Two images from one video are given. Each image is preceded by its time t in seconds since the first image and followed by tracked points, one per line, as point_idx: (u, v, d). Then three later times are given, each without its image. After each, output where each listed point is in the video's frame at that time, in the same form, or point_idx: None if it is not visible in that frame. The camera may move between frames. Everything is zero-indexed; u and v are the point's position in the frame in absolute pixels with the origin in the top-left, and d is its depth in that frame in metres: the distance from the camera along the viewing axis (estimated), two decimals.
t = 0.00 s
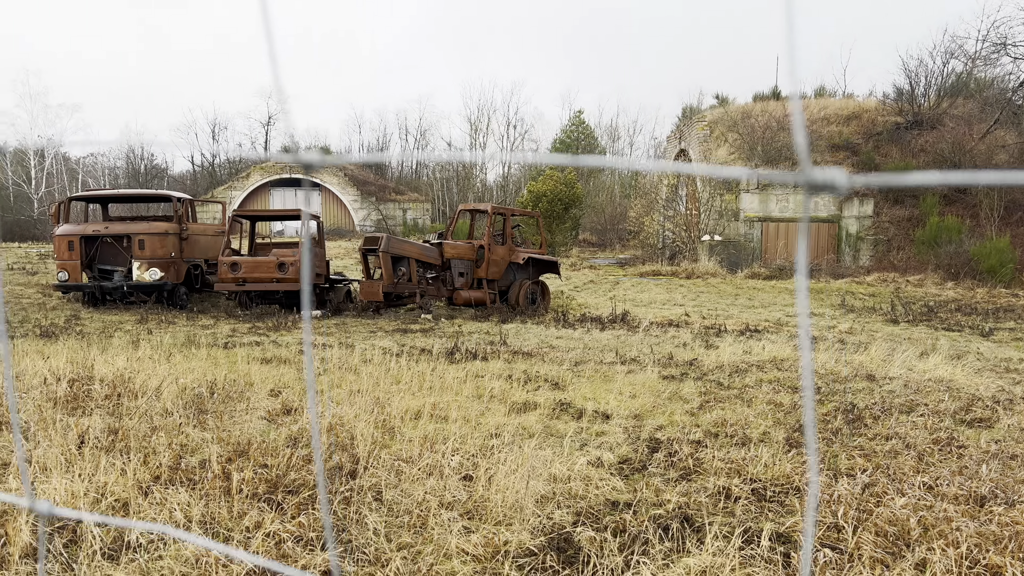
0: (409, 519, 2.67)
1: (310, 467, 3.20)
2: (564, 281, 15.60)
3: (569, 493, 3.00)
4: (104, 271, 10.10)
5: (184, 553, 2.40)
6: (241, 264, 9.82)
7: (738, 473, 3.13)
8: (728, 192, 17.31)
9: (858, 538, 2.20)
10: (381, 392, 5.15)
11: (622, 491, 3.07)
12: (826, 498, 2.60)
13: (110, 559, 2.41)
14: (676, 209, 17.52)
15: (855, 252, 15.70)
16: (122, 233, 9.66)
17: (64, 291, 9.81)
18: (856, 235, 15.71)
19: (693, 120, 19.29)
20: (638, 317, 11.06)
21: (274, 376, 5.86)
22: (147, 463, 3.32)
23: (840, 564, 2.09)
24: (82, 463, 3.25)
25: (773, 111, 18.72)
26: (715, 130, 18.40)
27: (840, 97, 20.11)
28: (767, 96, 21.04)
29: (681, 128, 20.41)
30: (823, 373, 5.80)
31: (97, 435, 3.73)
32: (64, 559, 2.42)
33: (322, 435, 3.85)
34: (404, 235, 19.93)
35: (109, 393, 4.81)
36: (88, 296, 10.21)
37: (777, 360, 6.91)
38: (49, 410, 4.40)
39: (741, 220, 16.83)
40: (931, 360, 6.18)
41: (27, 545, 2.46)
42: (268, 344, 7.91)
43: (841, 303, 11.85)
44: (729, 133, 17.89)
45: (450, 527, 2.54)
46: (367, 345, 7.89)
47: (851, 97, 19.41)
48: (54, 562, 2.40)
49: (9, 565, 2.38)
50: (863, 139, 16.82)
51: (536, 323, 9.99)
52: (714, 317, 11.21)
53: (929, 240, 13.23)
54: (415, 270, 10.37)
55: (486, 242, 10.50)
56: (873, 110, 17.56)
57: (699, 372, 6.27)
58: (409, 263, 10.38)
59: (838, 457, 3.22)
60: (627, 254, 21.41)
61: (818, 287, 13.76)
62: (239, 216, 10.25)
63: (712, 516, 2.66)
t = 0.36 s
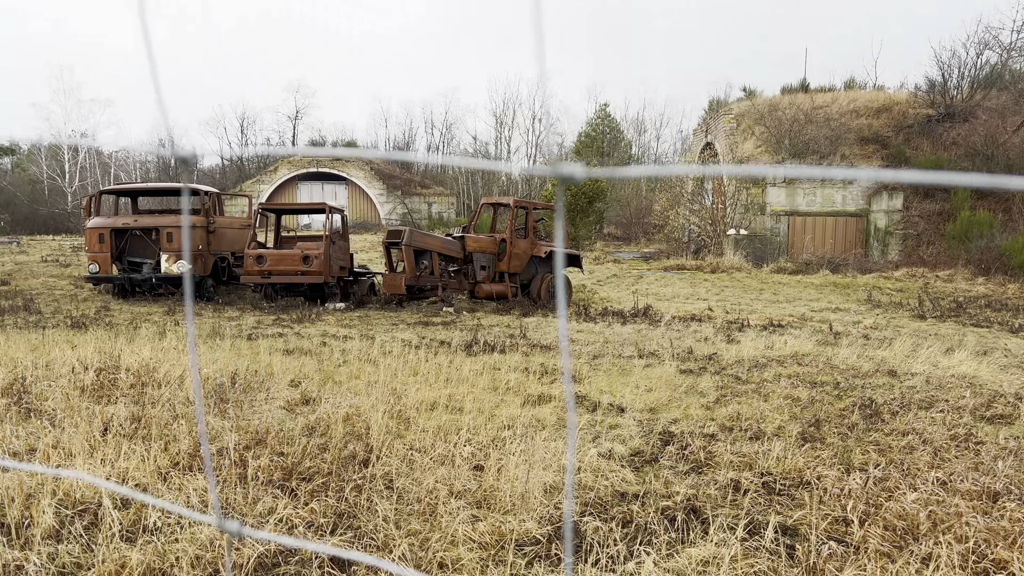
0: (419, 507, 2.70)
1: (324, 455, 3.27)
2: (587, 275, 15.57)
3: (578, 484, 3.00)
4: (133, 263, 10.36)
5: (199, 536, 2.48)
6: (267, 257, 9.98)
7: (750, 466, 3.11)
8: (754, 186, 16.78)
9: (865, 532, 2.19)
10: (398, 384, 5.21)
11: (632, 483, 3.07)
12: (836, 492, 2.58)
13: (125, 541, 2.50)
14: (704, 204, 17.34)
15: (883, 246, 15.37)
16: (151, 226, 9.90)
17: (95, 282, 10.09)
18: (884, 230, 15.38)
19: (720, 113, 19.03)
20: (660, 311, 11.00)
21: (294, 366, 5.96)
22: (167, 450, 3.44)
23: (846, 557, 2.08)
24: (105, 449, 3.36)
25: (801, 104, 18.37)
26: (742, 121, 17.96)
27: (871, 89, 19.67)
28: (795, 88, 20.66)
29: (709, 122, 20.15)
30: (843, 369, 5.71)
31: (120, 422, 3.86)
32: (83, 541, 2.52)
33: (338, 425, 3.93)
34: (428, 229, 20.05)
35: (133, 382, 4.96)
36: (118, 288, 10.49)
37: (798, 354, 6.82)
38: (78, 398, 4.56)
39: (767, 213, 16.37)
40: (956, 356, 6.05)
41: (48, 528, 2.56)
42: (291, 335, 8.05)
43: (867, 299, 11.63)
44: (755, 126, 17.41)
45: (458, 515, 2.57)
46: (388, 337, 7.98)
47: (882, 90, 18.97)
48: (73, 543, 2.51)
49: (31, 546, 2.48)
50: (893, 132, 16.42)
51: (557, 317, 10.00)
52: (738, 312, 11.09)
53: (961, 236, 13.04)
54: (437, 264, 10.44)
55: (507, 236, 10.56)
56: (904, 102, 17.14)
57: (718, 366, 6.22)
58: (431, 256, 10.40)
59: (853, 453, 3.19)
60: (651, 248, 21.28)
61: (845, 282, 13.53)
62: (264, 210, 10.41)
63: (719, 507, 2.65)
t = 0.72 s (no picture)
0: (437, 505, 2.72)
1: (350, 453, 3.34)
2: (629, 279, 15.43)
3: (602, 486, 2.94)
4: (183, 266, 10.78)
5: (223, 528, 2.58)
6: (311, 260, 10.26)
7: (779, 471, 3.02)
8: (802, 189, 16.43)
9: (890, 541, 2.12)
10: (430, 384, 5.28)
11: (656, 487, 2.99)
12: (866, 500, 2.50)
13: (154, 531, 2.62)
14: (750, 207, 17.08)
15: (938, 251, 14.88)
16: (201, 229, 10.28)
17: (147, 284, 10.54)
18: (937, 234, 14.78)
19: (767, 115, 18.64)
20: (701, 315, 10.81)
21: (330, 366, 6.10)
22: (201, 445, 3.58)
23: (869, 565, 2.03)
24: (142, 443, 3.52)
25: (852, 105, 17.84)
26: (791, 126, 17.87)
27: (924, 89, 18.95)
28: (845, 89, 20.07)
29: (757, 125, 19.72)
30: (886, 375, 5.50)
31: (159, 419, 4.04)
32: (114, 532, 2.65)
33: (368, 424, 4.00)
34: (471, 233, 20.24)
35: (175, 380, 5.18)
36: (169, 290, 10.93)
37: (841, 360, 6.60)
38: (123, 395, 4.79)
39: (815, 217, 16.10)
40: (1008, 364, 5.77)
41: (82, 518, 2.72)
42: (331, 336, 8.25)
43: (918, 304, 11.20)
44: (804, 129, 17.67)
45: (478, 514, 2.58)
46: (425, 339, 8.09)
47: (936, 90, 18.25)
48: (104, 533, 2.65)
49: (65, 535, 2.64)
50: (947, 133, 15.78)
51: (597, 321, 9.95)
52: (781, 317, 10.82)
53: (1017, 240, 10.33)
54: (476, 267, 10.54)
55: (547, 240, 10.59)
56: (959, 102, 16.46)
57: (756, 371, 6.07)
58: (471, 259, 10.55)
59: (888, 460, 3.09)
60: (697, 252, 20.95)
61: (895, 287, 13.05)
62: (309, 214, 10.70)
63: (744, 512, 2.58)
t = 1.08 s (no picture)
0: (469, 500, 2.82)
1: (391, 446, 3.49)
2: (687, 284, 15.22)
3: (636, 488, 2.91)
4: (248, 261, 11.30)
5: (263, 513, 2.73)
6: (370, 258, 10.58)
7: (822, 482, 2.95)
8: (871, 195, 15.75)
9: (932, 555, 2.08)
10: (476, 381, 5.38)
11: (693, 491, 2.93)
12: (910, 514, 2.44)
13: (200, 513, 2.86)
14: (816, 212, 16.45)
15: (1014, 261, 14.21)
16: (266, 226, 10.76)
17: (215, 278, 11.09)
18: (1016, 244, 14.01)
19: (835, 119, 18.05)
20: (758, 322, 10.55)
21: (381, 361, 6.30)
22: (251, 434, 3.81)
23: None
24: (198, 430, 3.77)
25: (927, 108, 17.03)
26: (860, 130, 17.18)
27: (1008, 92, 17.92)
28: (920, 91, 19.15)
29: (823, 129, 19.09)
30: (948, 389, 5.25)
31: (213, 408, 4.33)
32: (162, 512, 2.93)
33: (411, 418, 4.12)
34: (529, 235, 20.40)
35: (232, 370, 5.49)
36: (235, 284, 11.46)
37: (902, 372, 6.33)
38: (184, 383, 5.10)
39: (883, 224, 15.34)
40: None
41: (133, 498, 3.02)
42: (385, 332, 8.49)
43: (992, 317, 10.63)
44: (874, 133, 16.67)
45: (510, 510, 2.63)
46: (476, 338, 8.23)
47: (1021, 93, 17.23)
48: (152, 512, 2.92)
49: (119, 512, 2.95)
50: None
51: (651, 324, 9.89)
52: (843, 326, 10.45)
53: None
54: (531, 268, 10.59)
55: (603, 242, 10.53)
56: None
57: (810, 381, 5.86)
58: (525, 260, 10.60)
59: (939, 475, 3.01)
60: (760, 257, 20.42)
61: (968, 298, 12.42)
62: (368, 213, 11.02)
63: (782, 520, 2.53)
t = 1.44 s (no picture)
0: (497, 494, 2.89)
1: (422, 443, 3.57)
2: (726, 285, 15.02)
3: (661, 487, 2.91)
4: (290, 263, 11.62)
5: (294, 506, 2.85)
6: (408, 259, 10.76)
7: (853, 483, 2.92)
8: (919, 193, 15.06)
9: (960, 558, 2.08)
10: (509, 379, 5.45)
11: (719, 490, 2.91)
12: (940, 517, 2.42)
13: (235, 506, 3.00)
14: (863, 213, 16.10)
15: None
16: (308, 228, 11.05)
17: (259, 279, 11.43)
18: None
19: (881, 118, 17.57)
20: (799, 323, 10.37)
21: (417, 360, 6.42)
22: (285, 430, 3.95)
23: None
24: (235, 426, 3.94)
25: (977, 105, 16.48)
26: (906, 127, 16.66)
27: None
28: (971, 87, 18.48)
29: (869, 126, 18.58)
30: (993, 392, 5.09)
31: (252, 404, 4.50)
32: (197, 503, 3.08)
33: (442, 416, 4.20)
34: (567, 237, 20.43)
35: (272, 368, 5.69)
36: (278, 285, 11.80)
37: (945, 374, 6.17)
38: (224, 380, 5.31)
39: (931, 224, 14.85)
40: None
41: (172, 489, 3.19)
42: (422, 333, 8.64)
43: None
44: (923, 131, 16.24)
45: (534, 507, 2.67)
46: (510, 339, 8.32)
47: None
48: (189, 503, 3.08)
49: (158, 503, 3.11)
50: None
51: (689, 326, 9.82)
52: (887, 328, 10.17)
53: None
54: (568, 269, 10.61)
55: (641, 243, 10.47)
56: None
57: (848, 382, 5.63)
58: (562, 261, 10.65)
59: (975, 479, 2.97)
60: (805, 258, 19.98)
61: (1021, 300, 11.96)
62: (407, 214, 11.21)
63: (808, 521, 2.51)
